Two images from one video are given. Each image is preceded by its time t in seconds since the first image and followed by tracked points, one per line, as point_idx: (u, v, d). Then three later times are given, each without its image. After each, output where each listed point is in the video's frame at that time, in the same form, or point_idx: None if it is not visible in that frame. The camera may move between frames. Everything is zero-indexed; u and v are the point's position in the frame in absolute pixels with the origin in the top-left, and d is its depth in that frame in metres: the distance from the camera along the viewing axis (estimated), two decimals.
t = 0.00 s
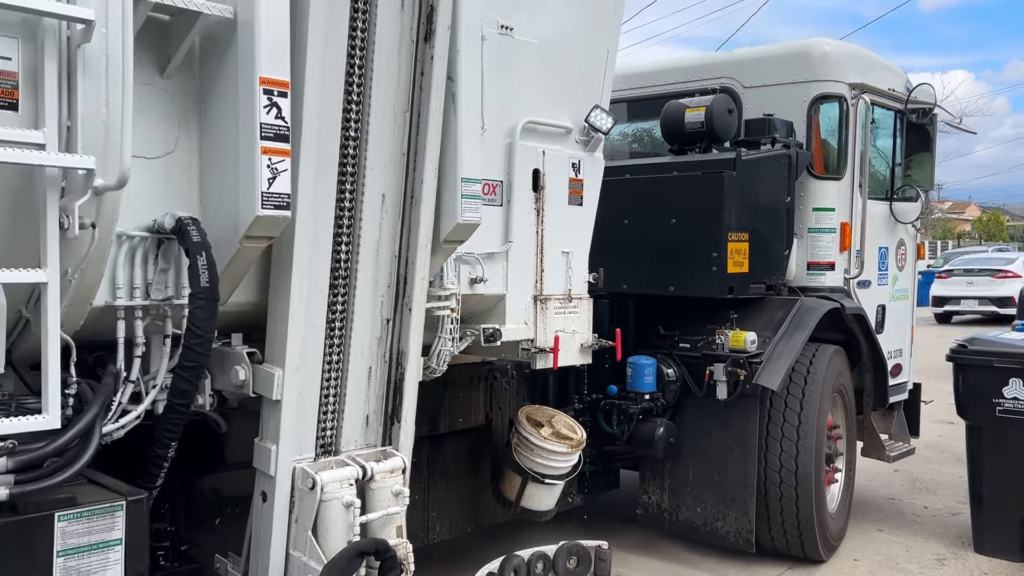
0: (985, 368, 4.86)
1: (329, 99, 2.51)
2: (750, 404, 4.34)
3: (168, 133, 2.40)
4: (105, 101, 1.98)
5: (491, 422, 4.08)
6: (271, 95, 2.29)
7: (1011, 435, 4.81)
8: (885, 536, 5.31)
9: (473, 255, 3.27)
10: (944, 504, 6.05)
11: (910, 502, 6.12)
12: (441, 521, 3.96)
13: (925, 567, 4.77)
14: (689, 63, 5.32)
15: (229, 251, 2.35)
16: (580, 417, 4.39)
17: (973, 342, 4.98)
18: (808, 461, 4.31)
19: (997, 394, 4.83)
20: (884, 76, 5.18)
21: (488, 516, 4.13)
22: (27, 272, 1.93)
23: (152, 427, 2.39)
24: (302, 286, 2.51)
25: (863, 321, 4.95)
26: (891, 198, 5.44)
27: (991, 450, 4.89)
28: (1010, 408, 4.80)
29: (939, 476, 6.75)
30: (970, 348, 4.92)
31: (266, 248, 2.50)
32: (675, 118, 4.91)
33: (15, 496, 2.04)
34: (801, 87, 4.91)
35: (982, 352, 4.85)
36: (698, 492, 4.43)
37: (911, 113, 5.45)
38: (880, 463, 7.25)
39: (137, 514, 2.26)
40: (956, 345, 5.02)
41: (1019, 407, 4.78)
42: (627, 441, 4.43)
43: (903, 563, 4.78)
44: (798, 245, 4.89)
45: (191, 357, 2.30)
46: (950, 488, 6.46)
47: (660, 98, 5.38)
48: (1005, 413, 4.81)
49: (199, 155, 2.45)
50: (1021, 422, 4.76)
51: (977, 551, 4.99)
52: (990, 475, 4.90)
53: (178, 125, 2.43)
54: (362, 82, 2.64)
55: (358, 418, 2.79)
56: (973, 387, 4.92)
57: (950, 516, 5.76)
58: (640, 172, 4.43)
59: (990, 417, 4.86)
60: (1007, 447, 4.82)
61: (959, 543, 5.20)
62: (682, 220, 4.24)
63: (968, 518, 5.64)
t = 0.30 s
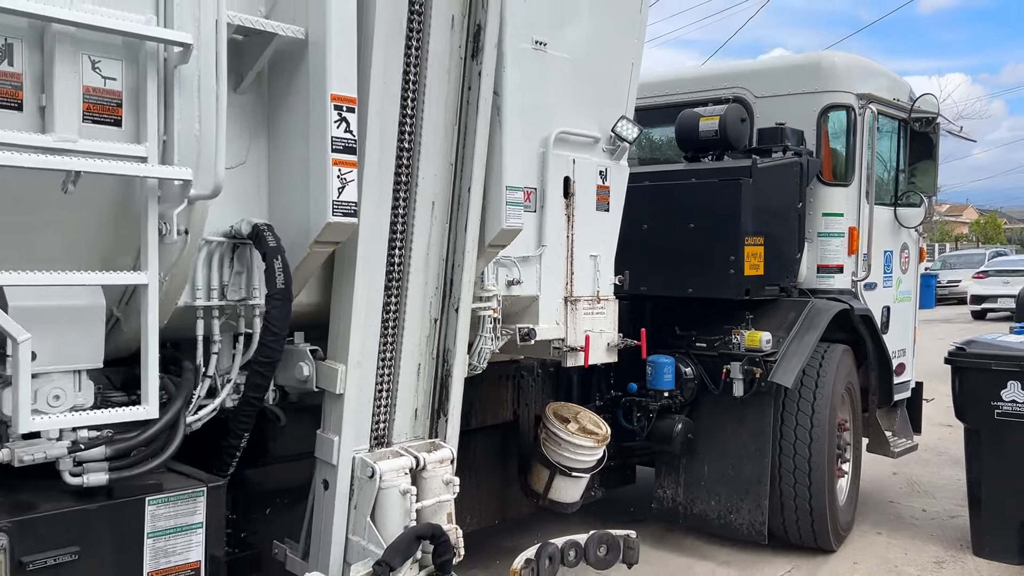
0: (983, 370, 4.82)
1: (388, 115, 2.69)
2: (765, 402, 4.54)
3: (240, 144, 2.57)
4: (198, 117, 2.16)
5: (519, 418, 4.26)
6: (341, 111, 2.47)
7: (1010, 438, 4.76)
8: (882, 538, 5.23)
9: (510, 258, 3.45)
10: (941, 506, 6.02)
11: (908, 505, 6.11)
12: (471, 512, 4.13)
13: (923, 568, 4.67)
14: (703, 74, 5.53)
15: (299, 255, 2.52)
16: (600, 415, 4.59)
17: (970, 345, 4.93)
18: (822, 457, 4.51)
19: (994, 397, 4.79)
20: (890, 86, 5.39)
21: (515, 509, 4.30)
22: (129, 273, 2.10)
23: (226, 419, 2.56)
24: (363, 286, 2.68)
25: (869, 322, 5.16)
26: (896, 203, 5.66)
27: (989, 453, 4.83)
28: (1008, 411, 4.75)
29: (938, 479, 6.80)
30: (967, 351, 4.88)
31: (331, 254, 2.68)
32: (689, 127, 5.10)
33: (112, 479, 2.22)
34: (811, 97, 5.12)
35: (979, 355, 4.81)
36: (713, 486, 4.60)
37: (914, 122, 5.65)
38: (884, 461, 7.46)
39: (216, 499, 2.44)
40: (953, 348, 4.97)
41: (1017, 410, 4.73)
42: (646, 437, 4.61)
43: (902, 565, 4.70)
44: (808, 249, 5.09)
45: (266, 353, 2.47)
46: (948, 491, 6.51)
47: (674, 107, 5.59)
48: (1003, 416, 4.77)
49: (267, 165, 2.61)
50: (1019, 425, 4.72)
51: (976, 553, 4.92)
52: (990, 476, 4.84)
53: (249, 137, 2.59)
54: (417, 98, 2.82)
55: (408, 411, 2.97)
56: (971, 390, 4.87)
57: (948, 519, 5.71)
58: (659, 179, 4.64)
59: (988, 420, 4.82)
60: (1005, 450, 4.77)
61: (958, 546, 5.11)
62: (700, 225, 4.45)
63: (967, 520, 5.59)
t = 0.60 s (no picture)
0: (981, 371, 4.71)
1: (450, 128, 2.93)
2: (781, 395, 4.82)
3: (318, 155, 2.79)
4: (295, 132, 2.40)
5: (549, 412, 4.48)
6: (414, 125, 2.72)
7: (1009, 442, 4.64)
8: (878, 540, 5.13)
9: (550, 260, 3.69)
10: (939, 509, 5.92)
11: (905, 507, 6.06)
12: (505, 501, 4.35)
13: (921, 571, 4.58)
14: (716, 84, 5.81)
15: (374, 256, 2.77)
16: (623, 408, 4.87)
17: (967, 347, 4.84)
18: (833, 447, 4.80)
19: (992, 399, 4.67)
20: (893, 96, 5.69)
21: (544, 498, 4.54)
22: (236, 273, 2.33)
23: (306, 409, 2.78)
24: (430, 285, 2.94)
25: (874, 320, 5.44)
26: (897, 208, 5.93)
27: (988, 456, 4.72)
28: (1007, 414, 4.64)
29: (935, 480, 6.82)
30: (964, 353, 4.78)
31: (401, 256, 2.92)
32: (705, 134, 5.35)
33: (215, 460, 2.43)
34: (820, 107, 5.39)
35: (976, 356, 4.71)
36: (731, 475, 4.87)
37: (916, 130, 5.94)
38: (887, 456, 7.75)
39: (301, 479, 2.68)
40: (951, 350, 4.87)
41: (1015, 412, 4.62)
42: (668, 430, 4.88)
43: (900, 568, 4.62)
44: (817, 251, 5.37)
45: (346, 346, 2.71)
46: (947, 494, 6.44)
47: (689, 115, 5.87)
48: (1001, 419, 4.65)
49: (342, 175, 2.84)
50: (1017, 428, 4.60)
51: (974, 556, 4.81)
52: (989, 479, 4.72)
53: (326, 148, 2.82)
54: (475, 112, 3.07)
55: (463, 402, 3.20)
56: (969, 392, 4.76)
57: (946, 521, 5.62)
58: (678, 184, 4.91)
59: (986, 423, 4.70)
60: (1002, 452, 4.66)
61: (955, 549, 5.00)
62: (719, 227, 4.73)
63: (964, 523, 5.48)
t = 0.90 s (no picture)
0: (977, 373, 4.70)
1: (511, 141, 3.25)
2: (794, 387, 5.17)
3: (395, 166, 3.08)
4: (388, 148, 2.71)
5: (580, 403, 4.79)
6: (486, 140, 3.03)
7: (1004, 443, 4.62)
8: (874, 543, 5.07)
9: (591, 261, 3.98)
10: (933, 511, 5.83)
11: (901, 509, 5.95)
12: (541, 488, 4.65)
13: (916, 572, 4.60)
14: (730, 95, 6.16)
15: (448, 257, 3.07)
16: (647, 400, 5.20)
17: (962, 349, 4.85)
18: (843, 435, 5.15)
19: (987, 400, 4.65)
20: (894, 107, 6.05)
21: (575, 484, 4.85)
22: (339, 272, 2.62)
23: (383, 396, 3.07)
24: (495, 284, 3.27)
25: (878, 318, 5.77)
26: (898, 213, 6.28)
27: (984, 458, 4.70)
28: (1001, 415, 4.62)
29: (931, 482, 6.77)
30: (959, 354, 4.79)
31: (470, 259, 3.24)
32: (719, 143, 5.65)
33: (316, 440, 2.73)
34: (828, 117, 5.74)
35: (971, 358, 4.71)
36: (749, 463, 5.22)
37: (916, 139, 6.34)
38: (890, 451, 8.12)
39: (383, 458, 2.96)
40: (946, 351, 4.88)
41: (1010, 414, 4.60)
42: (688, 421, 5.22)
43: (895, 569, 4.63)
44: (826, 253, 5.71)
45: (424, 338, 3.02)
46: (942, 498, 6.35)
47: (704, 124, 6.22)
48: (996, 420, 4.63)
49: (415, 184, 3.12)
50: (1013, 429, 4.58)
51: (970, 558, 4.78)
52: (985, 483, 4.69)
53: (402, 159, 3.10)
54: (533, 127, 3.37)
55: (516, 392, 3.49)
56: (964, 393, 4.75)
57: (941, 523, 5.52)
58: (698, 191, 5.31)
59: (981, 424, 4.68)
60: (998, 453, 4.64)
61: (951, 550, 4.97)
62: (737, 231, 5.11)
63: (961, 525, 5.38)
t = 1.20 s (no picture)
0: (969, 375, 4.74)
1: (566, 155, 3.62)
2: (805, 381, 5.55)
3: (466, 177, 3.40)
4: (470, 164, 3.03)
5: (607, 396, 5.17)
6: (550, 153, 3.37)
7: (995, 444, 4.69)
8: (870, 545, 5.13)
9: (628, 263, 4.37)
10: (928, 513, 5.85)
11: (894, 510, 5.91)
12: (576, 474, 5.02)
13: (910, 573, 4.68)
14: (740, 108, 6.53)
15: (515, 259, 3.42)
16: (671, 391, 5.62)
17: (956, 351, 4.88)
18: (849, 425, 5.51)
19: (980, 402, 4.70)
20: (892, 119, 6.47)
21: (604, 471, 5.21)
22: (430, 273, 2.93)
23: (456, 385, 3.40)
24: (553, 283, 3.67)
25: (877, 316, 6.14)
26: (896, 218, 6.66)
27: (975, 458, 4.76)
28: (994, 417, 4.66)
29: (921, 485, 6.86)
30: (952, 356, 4.82)
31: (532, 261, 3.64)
32: (731, 153, 6.01)
33: (400, 422, 3.06)
34: (832, 129, 6.13)
35: (964, 360, 4.75)
36: (761, 451, 5.58)
37: (912, 148, 6.75)
38: (891, 447, 8.55)
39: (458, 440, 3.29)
40: (939, 353, 4.92)
41: (1003, 416, 4.64)
42: (705, 411, 5.59)
43: (889, 569, 4.73)
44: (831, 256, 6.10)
45: (494, 331, 3.39)
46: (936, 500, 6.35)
47: (717, 135, 6.62)
48: (989, 422, 4.68)
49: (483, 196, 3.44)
50: (1004, 431, 4.64)
51: (963, 558, 4.85)
52: (978, 484, 4.74)
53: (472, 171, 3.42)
54: (581, 142, 3.76)
55: (567, 382, 3.87)
56: (957, 396, 4.79)
57: (935, 525, 5.54)
58: (716, 198, 5.76)
59: (974, 426, 4.74)
60: (993, 455, 4.70)
61: (943, 551, 5.03)
62: (752, 235, 5.55)
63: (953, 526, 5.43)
